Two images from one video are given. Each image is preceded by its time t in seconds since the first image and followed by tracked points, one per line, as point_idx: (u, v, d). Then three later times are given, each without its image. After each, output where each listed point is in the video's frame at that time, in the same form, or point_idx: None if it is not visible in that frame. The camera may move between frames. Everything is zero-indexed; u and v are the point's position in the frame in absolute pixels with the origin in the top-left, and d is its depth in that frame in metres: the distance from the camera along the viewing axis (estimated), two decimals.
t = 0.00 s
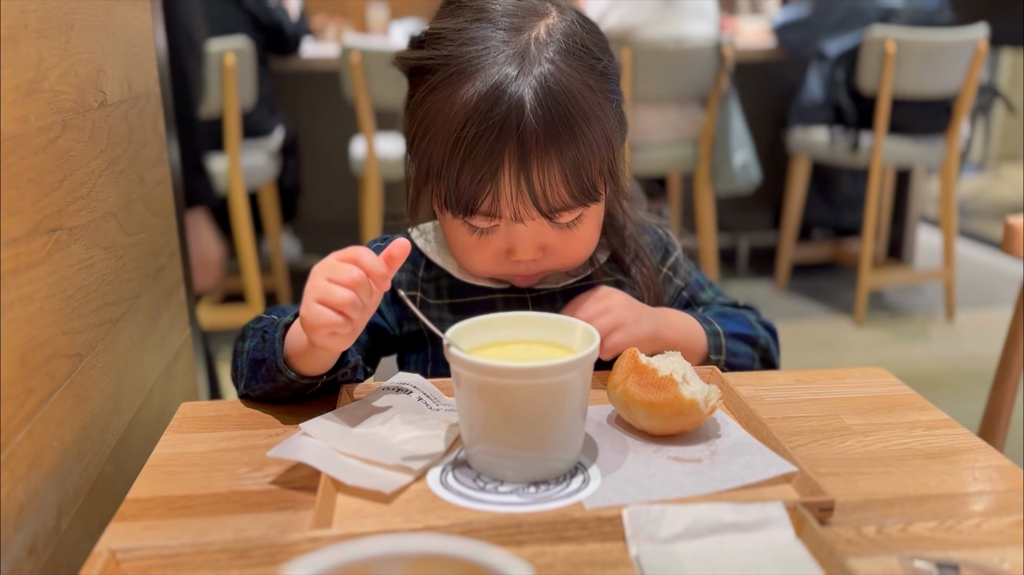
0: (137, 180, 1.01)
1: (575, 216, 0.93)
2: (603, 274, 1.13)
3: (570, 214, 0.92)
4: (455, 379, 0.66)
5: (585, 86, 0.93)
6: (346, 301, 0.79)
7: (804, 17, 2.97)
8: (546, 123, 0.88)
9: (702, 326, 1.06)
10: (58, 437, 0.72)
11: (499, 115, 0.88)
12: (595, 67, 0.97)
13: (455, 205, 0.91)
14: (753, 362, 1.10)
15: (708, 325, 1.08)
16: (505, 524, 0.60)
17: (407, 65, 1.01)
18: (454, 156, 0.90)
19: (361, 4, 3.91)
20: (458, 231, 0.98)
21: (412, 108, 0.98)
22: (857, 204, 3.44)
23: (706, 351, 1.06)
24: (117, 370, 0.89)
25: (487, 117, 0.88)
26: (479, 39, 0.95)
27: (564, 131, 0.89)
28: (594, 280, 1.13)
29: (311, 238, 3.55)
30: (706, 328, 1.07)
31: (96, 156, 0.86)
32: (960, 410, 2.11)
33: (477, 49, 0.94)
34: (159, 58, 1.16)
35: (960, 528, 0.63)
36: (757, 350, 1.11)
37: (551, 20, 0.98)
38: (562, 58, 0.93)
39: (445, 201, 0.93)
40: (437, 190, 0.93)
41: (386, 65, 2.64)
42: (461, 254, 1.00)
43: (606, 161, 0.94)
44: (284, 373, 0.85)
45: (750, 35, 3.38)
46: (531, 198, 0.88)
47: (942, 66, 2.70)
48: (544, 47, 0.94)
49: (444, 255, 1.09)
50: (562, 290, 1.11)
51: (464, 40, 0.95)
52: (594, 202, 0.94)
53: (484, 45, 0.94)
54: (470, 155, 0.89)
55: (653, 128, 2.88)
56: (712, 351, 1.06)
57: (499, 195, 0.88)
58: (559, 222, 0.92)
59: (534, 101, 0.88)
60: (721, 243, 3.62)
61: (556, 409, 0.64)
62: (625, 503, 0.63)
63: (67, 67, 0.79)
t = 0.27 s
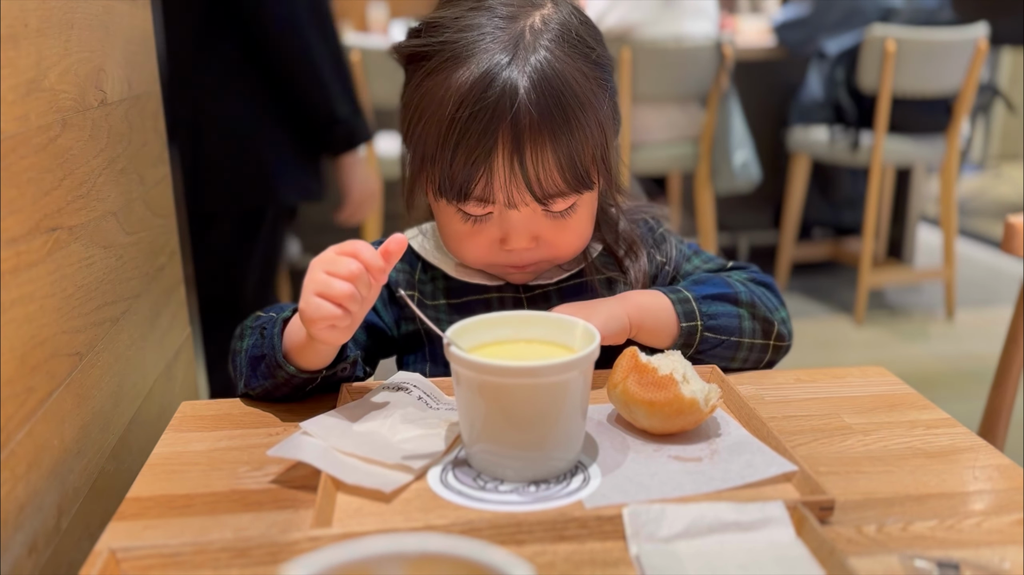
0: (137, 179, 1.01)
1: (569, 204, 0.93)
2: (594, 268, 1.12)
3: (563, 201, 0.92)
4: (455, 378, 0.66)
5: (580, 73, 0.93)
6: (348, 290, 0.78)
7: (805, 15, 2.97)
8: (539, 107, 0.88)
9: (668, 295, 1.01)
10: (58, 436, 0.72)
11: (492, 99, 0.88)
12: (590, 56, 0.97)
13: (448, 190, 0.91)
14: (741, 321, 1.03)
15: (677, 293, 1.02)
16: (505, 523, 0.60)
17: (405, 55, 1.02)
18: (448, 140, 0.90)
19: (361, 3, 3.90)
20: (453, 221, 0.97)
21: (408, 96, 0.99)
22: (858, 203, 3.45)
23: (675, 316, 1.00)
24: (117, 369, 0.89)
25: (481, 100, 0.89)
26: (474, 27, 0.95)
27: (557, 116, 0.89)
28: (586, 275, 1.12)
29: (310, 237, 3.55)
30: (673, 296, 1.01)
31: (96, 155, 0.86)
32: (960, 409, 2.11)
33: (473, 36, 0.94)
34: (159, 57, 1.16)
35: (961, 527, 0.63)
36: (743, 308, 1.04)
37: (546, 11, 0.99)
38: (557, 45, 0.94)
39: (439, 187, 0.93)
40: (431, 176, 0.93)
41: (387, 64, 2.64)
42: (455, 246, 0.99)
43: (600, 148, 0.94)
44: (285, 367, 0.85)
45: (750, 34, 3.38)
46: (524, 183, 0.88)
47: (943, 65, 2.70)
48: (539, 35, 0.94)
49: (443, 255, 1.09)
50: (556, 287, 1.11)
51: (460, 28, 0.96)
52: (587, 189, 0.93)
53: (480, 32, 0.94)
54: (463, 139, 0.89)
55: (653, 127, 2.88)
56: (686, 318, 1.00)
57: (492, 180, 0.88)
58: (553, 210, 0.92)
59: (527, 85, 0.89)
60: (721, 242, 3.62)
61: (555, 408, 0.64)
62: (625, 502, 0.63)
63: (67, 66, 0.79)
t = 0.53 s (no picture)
0: (137, 177, 1.01)
1: (566, 202, 0.93)
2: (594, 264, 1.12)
3: (560, 199, 0.91)
4: (455, 377, 0.66)
5: (574, 72, 0.93)
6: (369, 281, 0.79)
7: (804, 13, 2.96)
8: (532, 106, 0.88)
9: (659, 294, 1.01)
10: (57, 434, 0.72)
11: (486, 99, 0.88)
12: (584, 55, 0.97)
13: (445, 190, 0.91)
14: (735, 316, 1.02)
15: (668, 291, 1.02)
16: (504, 521, 0.60)
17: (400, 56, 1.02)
18: (443, 140, 0.90)
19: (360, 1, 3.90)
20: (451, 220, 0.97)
21: (404, 97, 0.99)
22: (857, 202, 3.45)
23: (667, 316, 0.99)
24: (117, 367, 0.89)
25: (475, 100, 0.88)
26: (468, 27, 0.95)
27: (551, 114, 0.89)
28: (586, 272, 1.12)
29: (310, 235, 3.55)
30: (664, 294, 1.01)
31: (95, 153, 0.86)
32: (960, 408, 2.11)
33: (466, 36, 0.94)
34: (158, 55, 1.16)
35: (961, 525, 0.63)
36: (736, 302, 1.03)
37: (540, 10, 0.99)
38: (550, 44, 0.94)
39: (435, 187, 0.93)
40: (427, 176, 0.93)
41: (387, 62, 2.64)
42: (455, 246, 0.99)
43: (594, 146, 0.94)
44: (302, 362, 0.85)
45: (750, 32, 3.38)
46: (520, 181, 0.88)
47: (943, 63, 2.70)
48: (532, 34, 0.94)
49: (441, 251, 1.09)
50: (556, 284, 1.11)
51: (454, 29, 0.96)
52: (583, 187, 0.93)
53: (473, 32, 0.94)
54: (458, 139, 0.89)
55: (652, 125, 2.88)
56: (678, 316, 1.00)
57: (488, 179, 0.88)
58: (550, 208, 0.92)
59: (521, 85, 0.88)
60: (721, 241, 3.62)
61: (555, 406, 0.64)
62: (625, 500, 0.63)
63: (67, 64, 0.79)
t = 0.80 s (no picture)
0: (137, 175, 1.01)
1: (570, 199, 0.93)
2: (599, 262, 1.13)
3: (564, 196, 0.91)
4: (455, 375, 0.66)
5: (580, 71, 0.93)
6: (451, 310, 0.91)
7: (804, 11, 2.96)
8: (539, 102, 0.88)
9: (666, 308, 1.01)
10: (57, 432, 0.72)
11: (493, 95, 0.88)
12: (591, 55, 0.97)
13: (451, 185, 0.91)
14: (743, 329, 1.01)
15: (676, 304, 1.02)
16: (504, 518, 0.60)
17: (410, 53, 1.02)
18: (449, 136, 0.90)
19: None
20: (456, 216, 0.97)
21: (412, 94, 0.99)
22: (857, 200, 3.45)
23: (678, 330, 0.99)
24: (116, 365, 0.89)
25: (482, 96, 0.88)
26: (477, 25, 0.95)
27: (557, 113, 0.89)
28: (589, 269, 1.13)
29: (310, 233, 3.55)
30: (673, 308, 1.01)
31: (96, 151, 0.86)
32: (960, 406, 2.11)
33: (476, 34, 0.94)
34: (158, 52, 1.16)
35: (960, 524, 0.63)
36: (744, 315, 1.03)
37: (549, 10, 0.99)
38: (558, 44, 0.94)
39: (442, 182, 0.93)
40: (434, 171, 0.93)
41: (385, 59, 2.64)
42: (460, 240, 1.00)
43: (599, 145, 0.93)
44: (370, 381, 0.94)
45: (750, 30, 3.38)
46: (526, 178, 0.88)
47: (943, 61, 2.70)
48: (541, 33, 0.94)
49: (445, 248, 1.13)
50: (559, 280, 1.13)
51: (463, 27, 0.96)
52: (587, 185, 0.93)
53: (482, 30, 0.94)
54: (464, 134, 0.88)
55: (652, 123, 2.88)
56: (687, 330, 1.00)
57: (493, 175, 0.88)
58: (554, 204, 0.92)
59: (528, 82, 0.88)
60: (721, 239, 3.62)
61: (554, 404, 0.64)
62: (624, 497, 0.63)
63: (67, 62, 0.79)
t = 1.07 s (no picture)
0: (136, 172, 1.01)
1: (581, 199, 0.92)
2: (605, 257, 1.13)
3: (576, 196, 0.91)
4: (455, 372, 0.66)
5: (587, 69, 0.93)
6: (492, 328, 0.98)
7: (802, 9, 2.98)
8: (548, 103, 0.88)
9: (678, 301, 1.05)
10: (57, 429, 0.72)
11: (503, 97, 0.88)
12: (596, 53, 0.97)
13: (463, 189, 0.91)
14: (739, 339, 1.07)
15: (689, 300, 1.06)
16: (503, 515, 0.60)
17: (415, 59, 1.02)
18: (461, 140, 0.90)
19: None
20: (467, 219, 0.97)
21: (420, 100, 0.99)
22: (856, 198, 3.45)
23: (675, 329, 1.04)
24: (116, 362, 0.88)
25: (492, 99, 0.88)
26: (482, 29, 0.95)
27: (567, 113, 0.89)
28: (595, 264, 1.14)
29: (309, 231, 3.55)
30: (683, 304, 1.05)
31: (95, 149, 0.86)
32: (959, 404, 2.11)
33: (481, 37, 0.94)
34: (158, 49, 1.16)
35: (959, 521, 0.63)
36: (745, 326, 1.07)
37: (552, 10, 0.99)
38: (564, 43, 0.94)
39: (454, 187, 0.93)
40: (446, 176, 0.93)
41: (385, 57, 2.63)
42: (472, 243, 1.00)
43: (607, 143, 0.93)
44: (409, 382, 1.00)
45: (749, 28, 3.38)
46: (538, 179, 0.88)
47: (943, 59, 2.70)
48: (546, 33, 0.94)
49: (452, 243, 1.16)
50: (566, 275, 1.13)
51: (469, 31, 0.96)
52: (597, 183, 0.93)
53: (488, 33, 0.94)
54: (475, 138, 0.88)
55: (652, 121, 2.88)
56: (686, 329, 1.04)
57: (505, 178, 0.87)
58: (566, 204, 0.92)
59: (537, 83, 0.88)
60: (720, 237, 3.62)
61: (553, 402, 0.64)
62: (624, 497, 0.63)
63: (66, 59, 0.79)
